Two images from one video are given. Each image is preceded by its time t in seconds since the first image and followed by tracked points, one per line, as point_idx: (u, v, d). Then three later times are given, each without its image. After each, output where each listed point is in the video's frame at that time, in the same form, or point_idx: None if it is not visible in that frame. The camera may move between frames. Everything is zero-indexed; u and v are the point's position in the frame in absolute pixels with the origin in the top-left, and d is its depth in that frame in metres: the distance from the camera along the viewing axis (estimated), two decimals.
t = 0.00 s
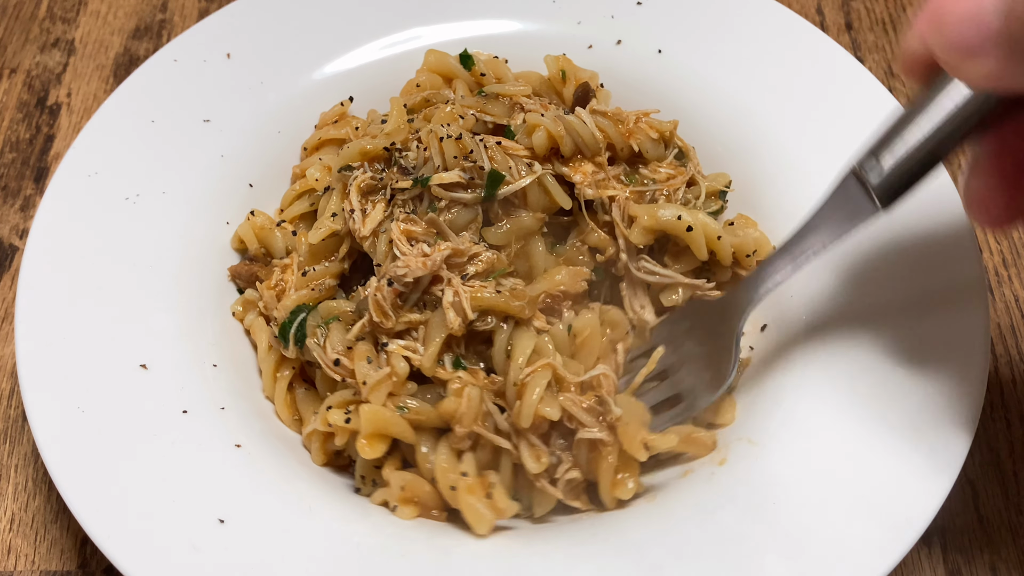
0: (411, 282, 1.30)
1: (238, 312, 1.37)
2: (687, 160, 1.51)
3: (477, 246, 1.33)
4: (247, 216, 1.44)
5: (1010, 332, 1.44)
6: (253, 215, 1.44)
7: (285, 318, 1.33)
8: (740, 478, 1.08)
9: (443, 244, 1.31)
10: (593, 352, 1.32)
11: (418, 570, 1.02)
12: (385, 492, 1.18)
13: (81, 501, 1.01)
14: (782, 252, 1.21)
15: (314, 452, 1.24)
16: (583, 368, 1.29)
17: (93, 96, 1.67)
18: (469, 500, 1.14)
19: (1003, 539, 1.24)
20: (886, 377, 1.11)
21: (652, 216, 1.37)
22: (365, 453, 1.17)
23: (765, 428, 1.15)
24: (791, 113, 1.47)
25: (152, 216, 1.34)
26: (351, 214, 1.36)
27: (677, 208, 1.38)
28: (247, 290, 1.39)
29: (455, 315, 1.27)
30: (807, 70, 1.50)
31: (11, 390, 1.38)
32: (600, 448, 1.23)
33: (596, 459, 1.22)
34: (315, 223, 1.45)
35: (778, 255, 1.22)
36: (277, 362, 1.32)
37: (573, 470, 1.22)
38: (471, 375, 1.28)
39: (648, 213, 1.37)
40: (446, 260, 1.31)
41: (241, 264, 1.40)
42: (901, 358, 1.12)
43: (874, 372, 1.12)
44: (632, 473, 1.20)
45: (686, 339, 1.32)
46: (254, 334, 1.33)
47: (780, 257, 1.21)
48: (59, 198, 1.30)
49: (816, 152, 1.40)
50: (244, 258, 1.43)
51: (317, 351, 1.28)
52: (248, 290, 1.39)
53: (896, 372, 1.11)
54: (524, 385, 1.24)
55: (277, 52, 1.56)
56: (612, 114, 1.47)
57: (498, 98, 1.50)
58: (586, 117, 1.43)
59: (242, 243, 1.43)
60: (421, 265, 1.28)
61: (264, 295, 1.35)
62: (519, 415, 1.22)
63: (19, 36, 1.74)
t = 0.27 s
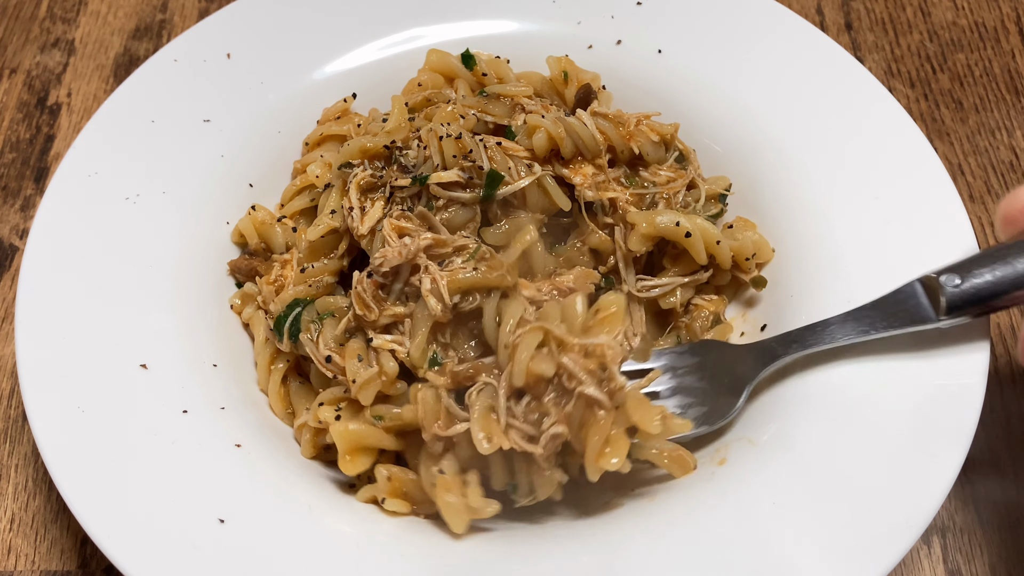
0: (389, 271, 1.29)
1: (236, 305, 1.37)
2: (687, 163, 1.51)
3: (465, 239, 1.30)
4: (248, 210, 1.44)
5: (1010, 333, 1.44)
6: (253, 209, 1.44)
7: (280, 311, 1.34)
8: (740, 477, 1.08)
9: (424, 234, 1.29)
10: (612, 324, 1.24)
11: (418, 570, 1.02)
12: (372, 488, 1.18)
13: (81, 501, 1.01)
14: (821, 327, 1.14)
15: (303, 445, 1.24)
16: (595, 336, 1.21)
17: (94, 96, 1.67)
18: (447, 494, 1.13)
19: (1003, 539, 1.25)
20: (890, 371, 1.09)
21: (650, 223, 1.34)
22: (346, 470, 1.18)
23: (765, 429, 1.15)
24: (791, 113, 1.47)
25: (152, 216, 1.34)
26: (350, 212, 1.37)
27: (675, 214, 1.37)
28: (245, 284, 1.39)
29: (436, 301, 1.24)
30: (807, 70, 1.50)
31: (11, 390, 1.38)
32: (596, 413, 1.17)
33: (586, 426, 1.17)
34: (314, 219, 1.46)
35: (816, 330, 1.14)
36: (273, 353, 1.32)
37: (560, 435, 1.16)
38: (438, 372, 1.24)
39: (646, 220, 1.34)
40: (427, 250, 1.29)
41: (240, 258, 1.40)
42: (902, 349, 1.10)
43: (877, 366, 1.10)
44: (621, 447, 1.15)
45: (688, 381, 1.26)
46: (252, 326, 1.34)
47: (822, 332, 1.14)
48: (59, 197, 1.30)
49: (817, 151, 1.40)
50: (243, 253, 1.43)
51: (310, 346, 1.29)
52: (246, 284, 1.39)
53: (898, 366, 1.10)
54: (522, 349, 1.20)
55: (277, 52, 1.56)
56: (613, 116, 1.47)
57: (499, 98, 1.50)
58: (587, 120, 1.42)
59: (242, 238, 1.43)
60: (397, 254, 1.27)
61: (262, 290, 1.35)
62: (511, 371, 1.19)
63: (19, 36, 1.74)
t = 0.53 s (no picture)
0: (396, 282, 1.29)
1: (237, 308, 1.37)
2: (687, 164, 1.51)
3: (466, 241, 1.31)
4: (248, 212, 1.45)
5: (1010, 333, 1.45)
6: (254, 211, 1.44)
7: (286, 317, 1.34)
8: (740, 477, 1.08)
9: (429, 241, 1.29)
10: (687, 220, 1.12)
11: (419, 569, 1.02)
12: (390, 493, 1.20)
13: (82, 501, 1.01)
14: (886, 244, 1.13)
15: (306, 448, 1.23)
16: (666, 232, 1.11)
17: (94, 96, 1.67)
18: (487, 503, 1.18)
19: (1003, 539, 1.24)
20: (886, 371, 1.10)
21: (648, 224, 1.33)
22: (373, 476, 1.19)
23: (765, 429, 1.15)
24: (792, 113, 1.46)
25: (152, 216, 1.34)
26: (352, 215, 1.37)
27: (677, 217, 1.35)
28: (247, 286, 1.39)
29: (449, 309, 1.25)
30: (808, 69, 1.50)
31: (11, 390, 1.38)
32: (662, 312, 1.09)
33: (648, 323, 1.09)
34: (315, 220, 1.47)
35: (883, 246, 1.13)
36: (276, 357, 1.33)
37: (619, 321, 1.08)
38: (461, 382, 1.27)
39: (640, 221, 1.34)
40: (432, 257, 1.29)
41: (241, 260, 1.40)
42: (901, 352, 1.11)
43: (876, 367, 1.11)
44: (684, 350, 1.08)
45: (758, 280, 1.20)
46: (253, 331, 1.34)
47: (885, 250, 1.13)
48: (59, 197, 1.30)
49: (817, 151, 1.40)
50: (243, 254, 1.44)
51: (318, 352, 1.29)
52: (248, 285, 1.39)
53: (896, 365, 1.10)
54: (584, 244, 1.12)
55: (277, 52, 1.56)
56: (613, 117, 1.47)
57: (499, 98, 1.50)
58: (587, 120, 1.42)
59: (242, 239, 1.43)
60: (404, 264, 1.26)
61: (263, 293, 1.36)
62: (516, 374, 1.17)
63: (19, 36, 1.74)
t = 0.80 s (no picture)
0: (412, 288, 1.29)
1: (237, 308, 1.38)
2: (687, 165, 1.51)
3: (477, 248, 1.33)
4: (248, 213, 1.44)
5: (1010, 333, 1.45)
6: (253, 211, 1.44)
7: (289, 318, 1.34)
8: (740, 477, 1.08)
9: (442, 247, 1.31)
10: (748, 67, 0.94)
11: (419, 569, 1.01)
12: (392, 494, 1.20)
13: (81, 501, 1.01)
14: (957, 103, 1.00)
15: (307, 449, 1.23)
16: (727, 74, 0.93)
17: (94, 96, 1.67)
18: (490, 504, 1.18)
19: (1003, 539, 1.24)
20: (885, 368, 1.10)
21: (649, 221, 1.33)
22: (377, 471, 1.18)
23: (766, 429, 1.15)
24: (792, 112, 1.46)
25: (152, 216, 1.33)
26: (352, 216, 1.37)
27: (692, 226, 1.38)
28: (247, 286, 1.39)
29: (465, 316, 1.27)
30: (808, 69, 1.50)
31: (11, 390, 1.38)
32: (723, 163, 0.92)
33: (708, 178, 0.92)
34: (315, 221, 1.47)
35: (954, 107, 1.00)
36: (277, 358, 1.33)
37: (676, 169, 0.91)
38: (470, 385, 1.28)
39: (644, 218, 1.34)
40: (446, 263, 1.31)
41: (241, 260, 1.41)
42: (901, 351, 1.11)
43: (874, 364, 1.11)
44: (749, 209, 0.90)
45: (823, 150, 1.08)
46: (253, 331, 1.34)
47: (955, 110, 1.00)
48: (59, 197, 1.29)
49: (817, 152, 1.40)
50: (243, 254, 1.44)
51: (321, 352, 1.29)
52: (248, 285, 1.39)
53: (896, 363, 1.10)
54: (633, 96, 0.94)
55: (277, 52, 1.56)
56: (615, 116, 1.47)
57: (500, 98, 1.50)
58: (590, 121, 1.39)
59: (242, 239, 1.43)
60: (421, 270, 1.27)
61: (263, 294, 1.36)
62: (560, 388, 1.31)
63: (19, 36, 1.74)
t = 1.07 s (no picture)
0: (415, 290, 1.29)
1: (237, 309, 1.37)
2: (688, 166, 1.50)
3: (479, 250, 1.33)
4: (248, 213, 1.44)
5: (1010, 333, 1.45)
6: (253, 212, 1.44)
7: (289, 318, 1.34)
8: (741, 477, 1.08)
9: (446, 249, 1.30)
10: (756, 75, 0.97)
11: (419, 570, 1.01)
12: (393, 495, 1.19)
13: (81, 501, 1.01)
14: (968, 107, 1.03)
15: (307, 449, 1.22)
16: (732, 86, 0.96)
17: (94, 96, 1.67)
18: (492, 504, 1.17)
19: (1003, 539, 1.24)
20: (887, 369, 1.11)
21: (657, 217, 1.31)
22: (379, 470, 1.18)
23: (766, 430, 1.15)
24: (792, 113, 1.46)
25: (152, 216, 1.33)
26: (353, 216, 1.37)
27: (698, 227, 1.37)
28: (247, 287, 1.40)
29: (469, 318, 1.26)
30: (808, 69, 1.49)
31: (11, 390, 1.38)
32: (732, 179, 0.95)
33: (717, 193, 0.96)
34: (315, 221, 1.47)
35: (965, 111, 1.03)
36: (277, 359, 1.33)
37: (683, 185, 0.95)
38: (473, 386, 1.28)
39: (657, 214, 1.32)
40: (449, 265, 1.31)
41: (241, 261, 1.41)
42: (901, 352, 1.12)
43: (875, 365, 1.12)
44: (758, 225, 0.92)
45: (833, 156, 1.11)
46: (253, 331, 1.34)
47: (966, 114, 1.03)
48: (60, 197, 1.29)
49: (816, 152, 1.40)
50: (243, 255, 1.44)
51: (322, 353, 1.29)
52: (248, 286, 1.40)
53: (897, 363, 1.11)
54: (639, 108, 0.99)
55: (277, 51, 1.56)
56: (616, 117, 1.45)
57: (500, 99, 1.51)
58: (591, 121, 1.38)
59: (242, 240, 1.43)
60: (425, 273, 1.27)
61: (263, 294, 1.36)
62: (562, 391, 1.29)
63: (19, 36, 1.74)
